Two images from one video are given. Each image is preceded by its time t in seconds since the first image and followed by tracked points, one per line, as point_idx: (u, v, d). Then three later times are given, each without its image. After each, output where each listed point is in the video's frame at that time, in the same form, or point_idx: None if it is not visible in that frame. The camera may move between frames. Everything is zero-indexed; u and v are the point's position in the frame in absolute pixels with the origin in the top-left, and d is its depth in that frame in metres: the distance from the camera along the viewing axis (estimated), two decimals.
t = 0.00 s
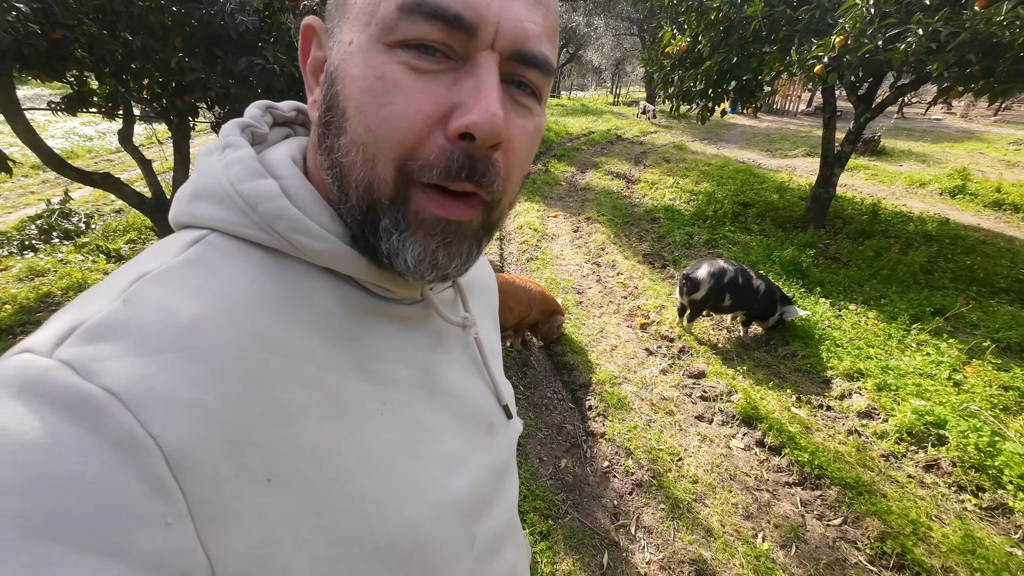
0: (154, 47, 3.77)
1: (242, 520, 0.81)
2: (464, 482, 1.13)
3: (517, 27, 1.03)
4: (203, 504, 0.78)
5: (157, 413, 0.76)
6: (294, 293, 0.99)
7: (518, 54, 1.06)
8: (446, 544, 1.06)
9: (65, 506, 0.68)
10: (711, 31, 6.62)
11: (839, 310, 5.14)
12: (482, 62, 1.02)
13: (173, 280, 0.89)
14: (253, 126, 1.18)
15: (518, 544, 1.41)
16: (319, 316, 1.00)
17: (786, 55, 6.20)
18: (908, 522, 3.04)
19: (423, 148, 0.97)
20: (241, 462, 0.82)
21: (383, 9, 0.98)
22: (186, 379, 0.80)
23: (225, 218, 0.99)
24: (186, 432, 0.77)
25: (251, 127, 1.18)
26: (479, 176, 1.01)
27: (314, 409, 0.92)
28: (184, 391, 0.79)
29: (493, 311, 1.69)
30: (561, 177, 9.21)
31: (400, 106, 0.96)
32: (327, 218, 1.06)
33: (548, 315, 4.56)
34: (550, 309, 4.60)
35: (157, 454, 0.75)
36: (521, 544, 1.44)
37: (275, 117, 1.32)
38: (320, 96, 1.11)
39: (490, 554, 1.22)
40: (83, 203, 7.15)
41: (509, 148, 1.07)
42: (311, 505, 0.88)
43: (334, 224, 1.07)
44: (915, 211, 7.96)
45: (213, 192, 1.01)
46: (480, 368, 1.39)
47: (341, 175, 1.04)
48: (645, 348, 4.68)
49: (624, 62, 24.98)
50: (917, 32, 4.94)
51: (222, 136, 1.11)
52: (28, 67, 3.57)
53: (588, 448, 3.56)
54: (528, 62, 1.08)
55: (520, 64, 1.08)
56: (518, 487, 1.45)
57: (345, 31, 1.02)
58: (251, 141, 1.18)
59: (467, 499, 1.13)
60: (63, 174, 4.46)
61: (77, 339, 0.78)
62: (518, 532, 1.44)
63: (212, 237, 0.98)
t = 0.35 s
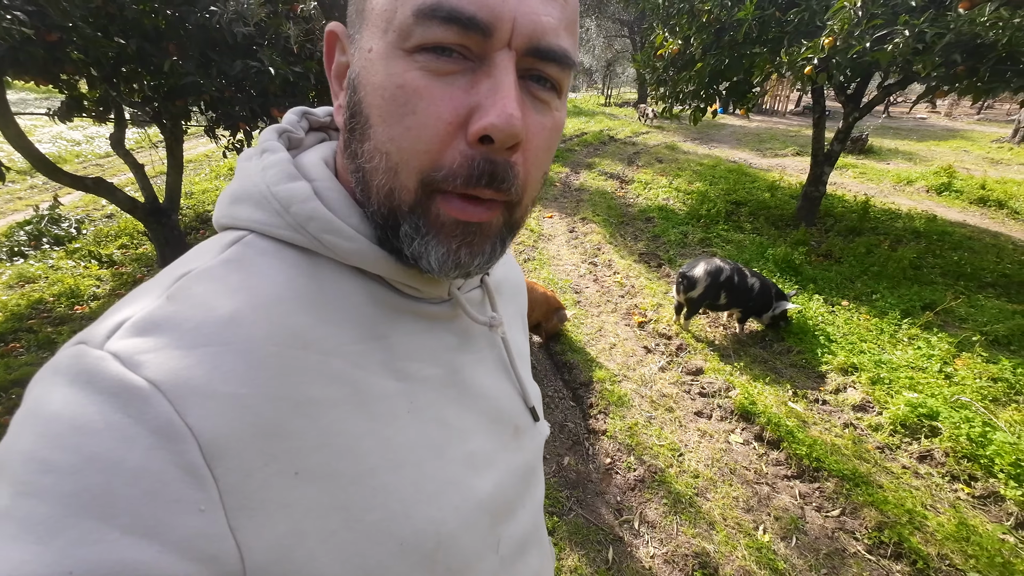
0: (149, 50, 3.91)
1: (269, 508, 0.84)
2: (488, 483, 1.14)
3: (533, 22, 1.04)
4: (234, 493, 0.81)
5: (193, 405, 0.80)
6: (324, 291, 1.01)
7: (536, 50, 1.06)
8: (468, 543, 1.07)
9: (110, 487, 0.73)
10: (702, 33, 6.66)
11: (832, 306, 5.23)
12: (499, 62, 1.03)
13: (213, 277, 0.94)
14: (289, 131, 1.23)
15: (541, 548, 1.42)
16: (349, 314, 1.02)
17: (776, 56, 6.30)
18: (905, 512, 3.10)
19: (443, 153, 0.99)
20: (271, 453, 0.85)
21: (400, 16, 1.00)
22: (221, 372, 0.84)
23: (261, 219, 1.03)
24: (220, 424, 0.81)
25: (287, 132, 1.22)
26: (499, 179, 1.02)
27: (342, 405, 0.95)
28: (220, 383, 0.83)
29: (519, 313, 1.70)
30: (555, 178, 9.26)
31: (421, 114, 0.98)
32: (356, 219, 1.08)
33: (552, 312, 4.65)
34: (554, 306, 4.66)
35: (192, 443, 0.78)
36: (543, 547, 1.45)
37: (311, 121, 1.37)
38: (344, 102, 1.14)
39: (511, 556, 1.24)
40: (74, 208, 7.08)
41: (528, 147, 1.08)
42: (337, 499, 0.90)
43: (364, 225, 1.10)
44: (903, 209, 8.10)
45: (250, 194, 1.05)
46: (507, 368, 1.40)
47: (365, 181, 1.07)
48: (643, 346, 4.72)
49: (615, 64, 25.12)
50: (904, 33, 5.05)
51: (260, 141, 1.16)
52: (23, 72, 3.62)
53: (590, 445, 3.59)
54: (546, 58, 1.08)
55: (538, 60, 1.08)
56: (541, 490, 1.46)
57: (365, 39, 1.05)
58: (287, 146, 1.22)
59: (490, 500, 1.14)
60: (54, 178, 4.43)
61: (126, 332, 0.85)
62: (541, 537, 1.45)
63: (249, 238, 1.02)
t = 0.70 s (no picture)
0: (133, 56, 3.88)
1: (268, 522, 0.83)
2: (490, 488, 1.14)
3: (521, 15, 1.03)
4: (230, 507, 0.80)
5: (188, 418, 0.79)
6: (321, 297, 1.00)
7: (525, 44, 1.06)
8: (471, 550, 1.07)
9: (104, 506, 0.72)
10: (689, 35, 6.75)
11: (821, 302, 5.31)
12: (488, 55, 1.02)
13: (206, 285, 0.93)
14: (282, 134, 1.22)
15: (544, 551, 1.42)
16: (346, 319, 1.02)
17: (761, 57, 6.40)
18: (897, 503, 3.15)
19: (431, 148, 0.98)
20: (269, 465, 0.84)
21: (385, 13, 1.00)
22: (216, 384, 0.83)
23: (255, 224, 1.02)
24: (216, 437, 0.80)
25: (279, 135, 1.22)
26: (488, 175, 1.01)
27: (341, 413, 0.94)
28: (215, 395, 0.82)
29: (516, 316, 1.71)
30: (545, 180, 9.28)
31: (408, 109, 0.97)
32: (351, 223, 1.08)
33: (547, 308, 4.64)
34: (547, 301, 4.65)
35: (187, 458, 0.77)
36: (546, 550, 1.45)
37: (303, 125, 1.36)
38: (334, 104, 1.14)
39: (515, 561, 1.24)
40: (55, 216, 6.95)
41: (520, 142, 1.07)
42: (338, 510, 0.90)
43: (359, 229, 1.10)
44: (886, 206, 8.26)
45: (243, 199, 1.05)
46: (507, 371, 1.40)
47: (357, 183, 1.06)
48: (637, 345, 4.75)
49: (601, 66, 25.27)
50: (884, 34, 5.17)
51: (252, 145, 1.15)
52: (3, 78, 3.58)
53: (587, 445, 3.60)
54: (536, 51, 1.08)
55: (528, 53, 1.07)
56: (543, 493, 1.46)
57: (353, 38, 1.05)
58: (279, 149, 1.21)
59: (492, 505, 1.14)
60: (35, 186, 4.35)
61: (116, 344, 0.83)
62: (544, 540, 1.45)
63: (243, 244, 1.01)
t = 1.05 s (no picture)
0: (116, 59, 3.82)
1: (268, 542, 0.82)
2: (494, 491, 1.14)
3: (501, 9, 1.02)
4: (229, 528, 0.79)
5: (180, 441, 0.78)
6: (312, 308, 1.00)
7: (507, 38, 1.04)
8: (478, 554, 1.07)
9: (98, 536, 0.71)
10: (677, 36, 6.80)
11: (811, 300, 5.38)
12: (471, 51, 1.01)
13: (192, 303, 0.92)
14: (262, 145, 1.21)
15: (552, 551, 1.43)
16: (339, 330, 1.01)
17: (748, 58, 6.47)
18: (889, 497, 3.20)
19: (421, 149, 0.97)
20: (267, 484, 0.84)
21: (365, 12, 0.98)
22: (207, 404, 0.82)
23: (240, 237, 1.01)
24: (210, 459, 0.79)
25: (260, 147, 1.21)
26: (481, 169, 1.01)
27: (338, 425, 0.93)
28: (208, 416, 0.81)
29: (510, 316, 1.70)
30: (536, 181, 9.30)
31: (396, 110, 0.96)
32: (338, 230, 1.07)
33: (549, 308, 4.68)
34: (549, 301, 4.70)
35: (181, 483, 0.76)
36: (554, 549, 1.46)
37: (284, 134, 1.35)
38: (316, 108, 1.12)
39: (523, 562, 1.24)
40: (37, 223, 6.81)
41: (509, 138, 1.06)
42: (340, 523, 0.89)
43: (347, 236, 1.09)
44: (871, 203, 8.40)
45: (226, 212, 1.04)
46: (504, 373, 1.40)
47: (345, 189, 1.05)
48: (631, 345, 4.78)
49: (589, 68, 25.37)
50: (868, 35, 5.26)
51: (233, 157, 1.14)
52: None
53: (584, 446, 3.61)
54: (518, 45, 1.06)
55: (511, 48, 1.06)
56: (547, 492, 1.46)
57: (332, 39, 1.02)
58: (261, 160, 1.21)
59: (497, 508, 1.14)
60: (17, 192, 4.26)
61: (101, 369, 0.82)
62: (551, 540, 1.45)
63: (229, 258, 1.00)
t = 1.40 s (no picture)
0: (104, 59, 3.77)
1: (258, 554, 0.82)
2: (489, 496, 1.14)
3: (484, 12, 1.01)
4: (218, 542, 0.78)
5: (165, 454, 0.77)
6: (302, 315, 0.99)
7: (491, 39, 1.04)
8: (474, 559, 1.07)
9: (81, 553, 0.70)
10: (669, 36, 6.84)
11: (803, 298, 5.43)
12: (455, 53, 1.00)
13: (178, 312, 0.91)
14: (250, 151, 1.20)
15: (549, 554, 1.43)
16: (330, 336, 1.01)
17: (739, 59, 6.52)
18: (883, 493, 3.24)
19: (406, 149, 0.96)
20: (256, 495, 0.83)
21: (347, 15, 0.97)
22: (194, 415, 0.81)
23: (227, 244, 1.00)
24: (197, 471, 0.78)
25: (247, 152, 1.20)
26: (469, 169, 1.01)
27: (330, 432, 0.93)
28: (195, 427, 0.80)
29: (505, 320, 1.70)
30: (530, 181, 9.30)
31: (380, 110, 0.95)
32: (327, 236, 1.06)
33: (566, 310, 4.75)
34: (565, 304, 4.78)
35: (168, 497, 0.75)
36: (551, 552, 1.46)
37: (272, 140, 1.34)
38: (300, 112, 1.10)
39: (520, 567, 1.24)
40: (23, 227, 6.70)
41: (496, 139, 1.06)
42: (333, 533, 0.88)
43: (337, 242, 1.08)
44: (861, 202, 8.49)
45: (213, 220, 1.03)
46: (499, 376, 1.40)
47: (330, 193, 1.04)
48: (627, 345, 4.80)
49: (581, 68, 25.41)
50: (857, 37, 5.33)
51: (220, 164, 1.13)
52: None
53: (582, 446, 3.62)
54: (503, 46, 1.06)
55: (496, 49, 1.06)
56: (543, 494, 1.46)
57: (313, 41, 1.01)
58: (248, 166, 1.20)
59: (493, 513, 1.14)
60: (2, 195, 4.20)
61: (84, 380, 0.81)
62: (548, 543, 1.45)
63: (216, 266, 1.00)
